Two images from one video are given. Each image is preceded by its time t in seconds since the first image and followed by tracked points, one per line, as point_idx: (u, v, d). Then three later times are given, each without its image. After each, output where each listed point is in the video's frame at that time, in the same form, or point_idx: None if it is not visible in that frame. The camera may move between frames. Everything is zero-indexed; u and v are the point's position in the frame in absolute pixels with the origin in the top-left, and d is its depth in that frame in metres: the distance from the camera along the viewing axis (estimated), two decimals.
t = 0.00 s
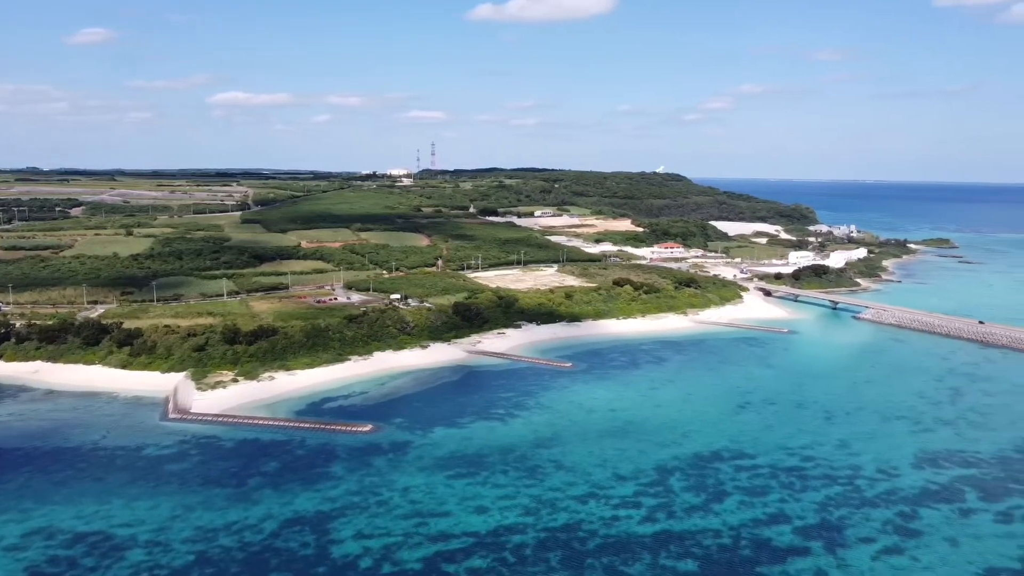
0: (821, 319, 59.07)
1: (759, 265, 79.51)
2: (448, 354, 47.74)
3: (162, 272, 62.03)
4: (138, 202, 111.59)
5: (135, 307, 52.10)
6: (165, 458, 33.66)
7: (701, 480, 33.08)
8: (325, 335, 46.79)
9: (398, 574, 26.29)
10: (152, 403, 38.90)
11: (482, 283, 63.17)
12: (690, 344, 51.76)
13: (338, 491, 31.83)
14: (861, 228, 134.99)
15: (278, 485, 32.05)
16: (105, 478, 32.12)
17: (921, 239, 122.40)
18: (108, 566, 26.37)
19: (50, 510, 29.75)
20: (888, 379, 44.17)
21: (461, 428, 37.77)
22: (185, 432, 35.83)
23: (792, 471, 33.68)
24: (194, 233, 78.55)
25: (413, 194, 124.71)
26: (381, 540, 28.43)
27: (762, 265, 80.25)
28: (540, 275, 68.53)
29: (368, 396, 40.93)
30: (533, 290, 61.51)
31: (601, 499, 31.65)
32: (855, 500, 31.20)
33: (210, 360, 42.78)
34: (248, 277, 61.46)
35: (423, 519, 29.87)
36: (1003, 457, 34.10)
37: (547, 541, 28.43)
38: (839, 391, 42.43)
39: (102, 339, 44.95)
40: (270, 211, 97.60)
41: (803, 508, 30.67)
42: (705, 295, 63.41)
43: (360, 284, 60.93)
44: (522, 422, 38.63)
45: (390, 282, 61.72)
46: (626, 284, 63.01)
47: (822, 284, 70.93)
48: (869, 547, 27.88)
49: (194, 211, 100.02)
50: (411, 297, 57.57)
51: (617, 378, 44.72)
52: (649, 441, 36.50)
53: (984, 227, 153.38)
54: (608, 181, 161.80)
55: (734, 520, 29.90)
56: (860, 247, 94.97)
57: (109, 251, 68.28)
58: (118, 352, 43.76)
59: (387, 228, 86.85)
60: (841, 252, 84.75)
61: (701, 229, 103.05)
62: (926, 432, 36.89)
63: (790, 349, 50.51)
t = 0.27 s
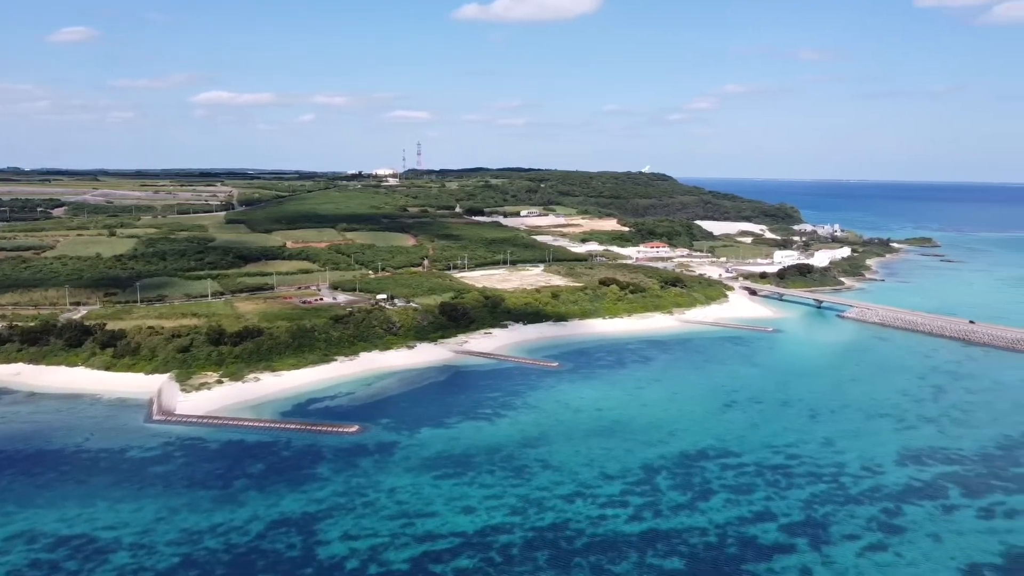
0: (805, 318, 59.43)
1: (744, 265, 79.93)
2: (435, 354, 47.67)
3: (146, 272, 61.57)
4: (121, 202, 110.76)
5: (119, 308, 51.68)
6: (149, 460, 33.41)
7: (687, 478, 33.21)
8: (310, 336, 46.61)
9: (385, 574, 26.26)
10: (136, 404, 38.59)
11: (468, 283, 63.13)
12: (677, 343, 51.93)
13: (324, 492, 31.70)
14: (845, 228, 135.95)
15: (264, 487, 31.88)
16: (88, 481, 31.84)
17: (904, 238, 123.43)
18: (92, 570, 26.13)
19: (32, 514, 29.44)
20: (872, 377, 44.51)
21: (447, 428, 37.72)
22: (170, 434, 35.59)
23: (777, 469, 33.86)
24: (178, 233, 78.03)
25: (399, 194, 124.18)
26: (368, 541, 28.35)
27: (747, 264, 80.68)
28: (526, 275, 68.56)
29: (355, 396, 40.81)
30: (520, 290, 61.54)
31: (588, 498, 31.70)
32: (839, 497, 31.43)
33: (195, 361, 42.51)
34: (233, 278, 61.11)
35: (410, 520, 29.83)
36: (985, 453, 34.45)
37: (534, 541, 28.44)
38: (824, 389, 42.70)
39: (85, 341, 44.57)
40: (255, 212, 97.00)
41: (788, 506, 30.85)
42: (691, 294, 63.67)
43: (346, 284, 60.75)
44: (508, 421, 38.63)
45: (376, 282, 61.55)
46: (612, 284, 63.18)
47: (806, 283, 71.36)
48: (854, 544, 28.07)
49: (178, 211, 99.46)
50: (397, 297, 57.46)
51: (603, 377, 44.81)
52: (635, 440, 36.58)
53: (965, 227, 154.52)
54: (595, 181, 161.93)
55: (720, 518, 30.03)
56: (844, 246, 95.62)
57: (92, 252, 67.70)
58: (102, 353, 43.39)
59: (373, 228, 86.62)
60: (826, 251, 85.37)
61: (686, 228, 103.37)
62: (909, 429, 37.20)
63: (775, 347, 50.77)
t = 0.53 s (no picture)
0: (790, 317, 59.77)
1: (729, 264, 80.31)
2: (421, 354, 47.58)
3: (130, 273, 61.08)
4: (104, 202, 109.94)
5: (102, 309, 51.23)
6: (133, 462, 33.15)
7: (673, 477, 33.31)
8: (296, 336, 46.41)
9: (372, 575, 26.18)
10: (119, 406, 38.28)
11: (454, 283, 63.06)
12: (663, 342, 52.09)
13: (310, 493, 31.57)
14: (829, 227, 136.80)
15: (249, 488, 31.71)
16: (71, 483, 31.55)
17: (887, 237, 124.41)
18: (75, 573, 25.89)
19: (14, 517, 29.13)
20: (857, 375, 44.82)
21: (434, 428, 37.66)
22: (154, 436, 35.32)
23: (763, 467, 34.03)
24: (162, 233, 77.47)
25: (385, 194, 123.17)
26: (354, 542, 28.25)
27: (732, 263, 81.06)
28: (512, 274, 68.57)
29: (340, 397, 40.67)
30: (506, 289, 61.54)
31: (574, 497, 31.74)
32: (824, 495, 31.62)
33: (179, 362, 42.23)
34: (218, 278, 60.73)
35: (397, 520, 29.75)
36: (968, 450, 34.77)
37: (521, 541, 28.44)
38: (809, 387, 42.97)
39: (67, 342, 44.14)
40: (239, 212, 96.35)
41: (774, 504, 31.01)
42: (677, 293, 63.90)
43: (331, 284, 60.53)
44: (495, 421, 38.62)
45: (362, 282, 61.36)
46: (598, 284, 63.29)
47: (791, 282, 71.75)
48: (838, 541, 28.26)
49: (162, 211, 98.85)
50: (383, 297, 57.31)
51: (590, 376, 44.88)
52: (622, 439, 36.66)
53: (948, 226, 155.31)
54: (580, 181, 161.42)
55: (705, 516, 30.14)
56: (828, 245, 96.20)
57: (74, 252, 67.10)
58: (84, 355, 43.00)
59: (359, 228, 86.34)
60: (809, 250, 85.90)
61: (672, 228, 103.68)
62: (893, 427, 37.48)
63: (761, 346, 51.03)
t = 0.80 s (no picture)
0: (775, 316, 60.09)
1: (715, 263, 80.67)
2: (408, 355, 47.49)
3: (114, 274, 60.60)
4: (87, 203, 109.21)
5: (85, 310, 50.81)
6: (117, 464, 32.90)
7: (660, 476, 33.40)
8: (281, 337, 46.20)
9: None
10: (103, 408, 37.96)
11: (441, 283, 62.97)
12: (649, 342, 52.23)
13: (297, 494, 31.43)
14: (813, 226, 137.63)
15: (235, 490, 31.53)
16: (54, 486, 31.25)
17: (871, 236, 125.33)
18: None
19: None
20: (841, 373, 45.13)
21: (420, 428, 37.59)
22: (138, 438, 35.05)
23: (748, 465, 34.19)
24: (146, 234, 76.92)
25: (371, 194, 122.99)
26: (341, 544, 28.15)
27: (717, 263, 81.43)
28: (498, 274, 68.56)
29: (327, 398, 40.51)
30: (492, 289, 61.54)
31: (561, 497, 31.77)
32: (809, 493, 31.82)
33: (163, 363, 41.94)
34: (203, 279, 60.34)
35: (383, 521, 29.67)
36: (950, 447, 35.07)
37: (508, 541, 28.43)
38: (794, 386, 43.21)
39: (50, 344, 43.74)
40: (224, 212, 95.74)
41: (759, 502, 31.17)
42: (663, 293, 64.12)
43: (317, 285, 60.33)
44: (482, 421, 38.60)
45: (348, 282, 61.18)
46: (584, 283, 63.41)
47: (776, 282, 72.14)
48: (823, 539, 28.44)
49: (145, 211, 98.34)
50: (369, 297, 57.18)
51: (576, 376, 44.93)
52: (608, 439, 36.74)
53: (931, 225, 156.58)
54: (567, 181, 161.66)
55: (692, 515, 30.25)
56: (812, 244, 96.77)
57: (57, 253, 66.50)
58: (67, 356, 42.62)
59: (345, 228, 86.09)
60: (794, 250, 86.41)
61: (657, 228, 103.98)
62: (877, 425, 37.75)
63: (747, 345, 51.28)
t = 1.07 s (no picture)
0: (760, 315, 60.42)
1: (700, 263, 81.04)
2: (394, 355, 47.39)
3: (97, 275, 60.11)
4: (68, 203, 108.67)
5: (67, 311, 50.37)
6: (101, 467, 32.64)
7: (646, 475, 33.50)
8: (267, 338, 45.99)
9: None
10: (85, 410, 37.64)
11: (427, 283, 62.91)
12: (636, 341, 52.38)
13: (283, 496, 31.29)
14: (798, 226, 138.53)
15: (220, 492, 31.35)
16: (36, 489, 30.95)
17: (854, 235, 126.27)
18: None
19: None
20: (826, 372, 45.44)
21: (407, 429, 37.52)
22: (122, 440, 34.79)
23: (734, 464, 34.37)
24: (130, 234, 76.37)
25: (356, 194, 122.84)
26: (327, 545, 28.05)
27: (702, 262, 81.82)
28: (485, 274, 68.58)
29: (312, 399, 40.35)
30: (479, 289, 61.55)
31: (548, 496, 31.80)
32: (794, 490, 32.01)
33: (147, 365, 41.66)
34: (187, 280, 59.98)
35: (370, 522, 29.59)
36: (933, 445, 35.39)
37: (495, 541, 28.43)
38: (779, 384, 43.47)
39: (32, 346, 43.35)
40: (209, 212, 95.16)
41: (745, 500, 31.33)
42: (649, 293, 64.36)
43: (302, 285, 60.11)
44: (468, 421, 38.59)
45: (334, 283, 61.00)
46: (570, 283, 63.54)
47: (760, 281, 72.56)
48: (808, 536, 28.62)
49: (128, 211, 97.92)
50: (355, 297, 57.02)
51: (563, 376, 45.00)
52: (595, 438, 36.81)
53: (913, 225, 157.92)
54: (552, 181, 161.77)
55: (678, 513, 30.36)
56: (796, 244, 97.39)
57: (38, 254, 65.89)
58: (49, 358, 42.25)
59: (330, 228, 85.84)
60: (778, 249, 86.95)
61: (643, 227, 104.34)
62: (861, 423, 38.05)
63: (733, 344, 51.53)
